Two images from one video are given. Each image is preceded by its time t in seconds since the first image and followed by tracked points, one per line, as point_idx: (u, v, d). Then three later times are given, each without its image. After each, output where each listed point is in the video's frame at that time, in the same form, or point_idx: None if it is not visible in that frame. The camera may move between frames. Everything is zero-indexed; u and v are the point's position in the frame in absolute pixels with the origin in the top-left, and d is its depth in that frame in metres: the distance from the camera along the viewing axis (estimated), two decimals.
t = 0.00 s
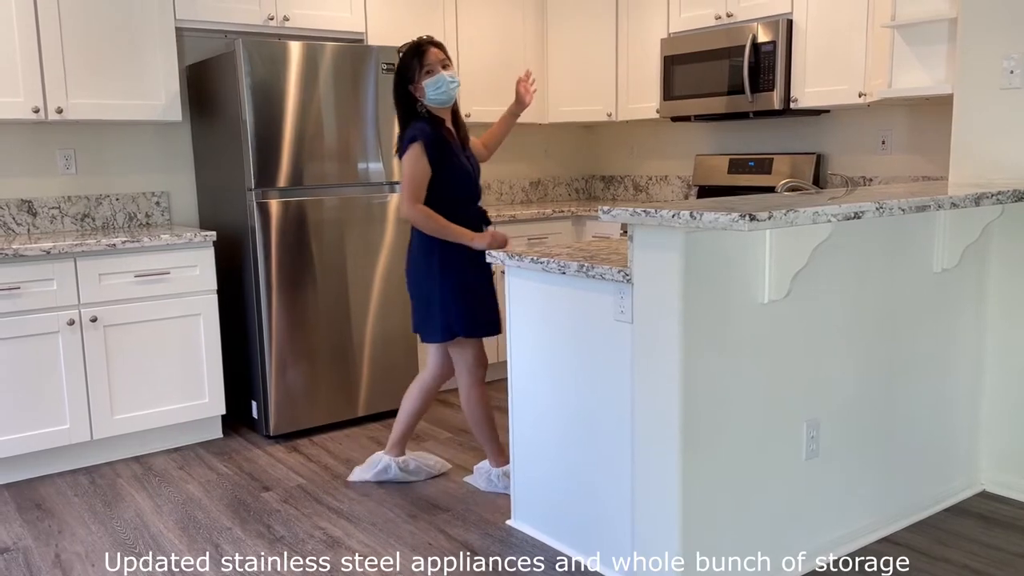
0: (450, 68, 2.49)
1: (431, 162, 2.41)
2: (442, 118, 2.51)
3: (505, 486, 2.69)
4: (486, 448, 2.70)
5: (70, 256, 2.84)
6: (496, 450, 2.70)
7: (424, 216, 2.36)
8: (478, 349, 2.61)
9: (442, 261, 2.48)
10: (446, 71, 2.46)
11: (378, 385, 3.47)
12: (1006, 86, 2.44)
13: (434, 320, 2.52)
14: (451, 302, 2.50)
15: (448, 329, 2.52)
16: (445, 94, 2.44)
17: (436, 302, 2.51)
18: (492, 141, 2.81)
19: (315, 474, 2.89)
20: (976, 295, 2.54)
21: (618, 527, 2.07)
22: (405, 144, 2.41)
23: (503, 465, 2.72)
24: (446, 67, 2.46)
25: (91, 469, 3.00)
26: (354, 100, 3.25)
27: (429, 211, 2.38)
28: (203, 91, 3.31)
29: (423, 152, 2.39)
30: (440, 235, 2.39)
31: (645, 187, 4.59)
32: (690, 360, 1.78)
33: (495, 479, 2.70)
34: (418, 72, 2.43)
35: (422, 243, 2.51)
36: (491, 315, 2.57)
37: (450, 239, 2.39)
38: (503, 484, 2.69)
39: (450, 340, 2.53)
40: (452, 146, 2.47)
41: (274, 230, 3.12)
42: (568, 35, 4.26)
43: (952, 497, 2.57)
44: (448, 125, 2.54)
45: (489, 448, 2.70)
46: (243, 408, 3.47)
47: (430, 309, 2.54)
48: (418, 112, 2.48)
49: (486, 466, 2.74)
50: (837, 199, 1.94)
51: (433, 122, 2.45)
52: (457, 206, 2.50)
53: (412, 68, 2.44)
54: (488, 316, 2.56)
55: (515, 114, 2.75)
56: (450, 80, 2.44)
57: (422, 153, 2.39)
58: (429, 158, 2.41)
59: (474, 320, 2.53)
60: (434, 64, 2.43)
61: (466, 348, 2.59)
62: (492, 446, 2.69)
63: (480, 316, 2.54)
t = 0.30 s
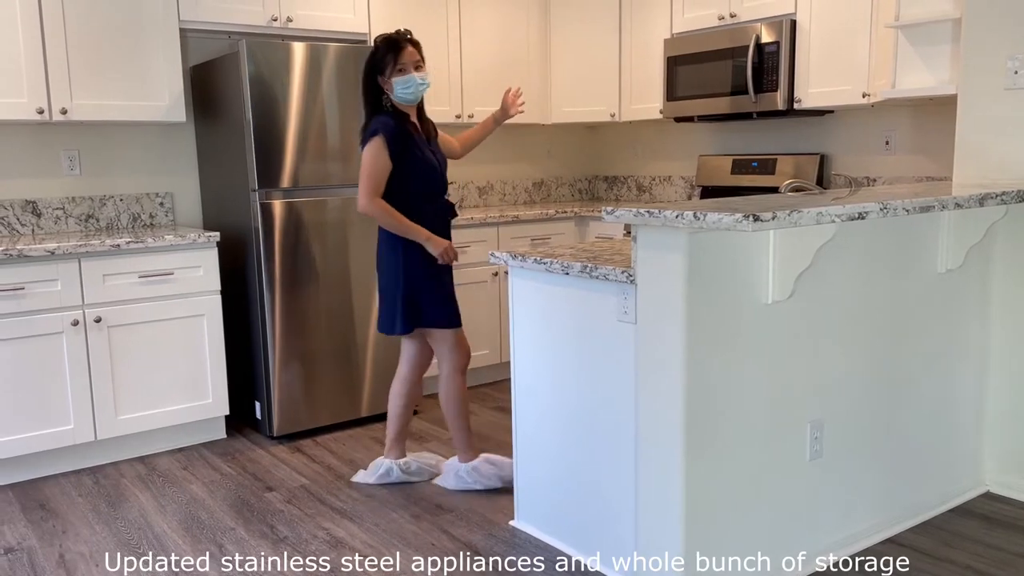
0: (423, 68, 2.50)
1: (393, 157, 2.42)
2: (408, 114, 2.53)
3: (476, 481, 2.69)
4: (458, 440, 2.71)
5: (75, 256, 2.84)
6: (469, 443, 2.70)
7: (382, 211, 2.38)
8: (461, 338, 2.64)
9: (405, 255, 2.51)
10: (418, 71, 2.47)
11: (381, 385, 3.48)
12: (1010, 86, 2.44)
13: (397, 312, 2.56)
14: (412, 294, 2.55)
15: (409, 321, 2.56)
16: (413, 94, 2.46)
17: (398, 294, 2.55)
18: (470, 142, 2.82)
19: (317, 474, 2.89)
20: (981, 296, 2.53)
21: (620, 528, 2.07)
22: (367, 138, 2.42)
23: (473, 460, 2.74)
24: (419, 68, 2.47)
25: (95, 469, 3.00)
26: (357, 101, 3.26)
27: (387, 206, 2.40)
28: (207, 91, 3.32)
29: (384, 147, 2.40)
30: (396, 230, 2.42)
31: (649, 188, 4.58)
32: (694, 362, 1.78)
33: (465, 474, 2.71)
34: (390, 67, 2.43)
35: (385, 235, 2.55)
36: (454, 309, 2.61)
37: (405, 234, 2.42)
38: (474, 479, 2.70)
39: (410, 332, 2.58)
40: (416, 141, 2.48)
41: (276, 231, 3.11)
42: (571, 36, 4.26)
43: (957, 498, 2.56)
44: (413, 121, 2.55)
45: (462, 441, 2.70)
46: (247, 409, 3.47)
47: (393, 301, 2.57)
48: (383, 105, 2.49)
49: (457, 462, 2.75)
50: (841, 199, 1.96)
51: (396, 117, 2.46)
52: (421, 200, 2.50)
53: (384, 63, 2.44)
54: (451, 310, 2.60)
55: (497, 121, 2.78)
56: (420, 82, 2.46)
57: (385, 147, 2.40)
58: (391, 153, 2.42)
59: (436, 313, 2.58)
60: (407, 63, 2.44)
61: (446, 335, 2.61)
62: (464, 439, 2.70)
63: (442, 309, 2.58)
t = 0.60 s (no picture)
0: (410, 71, 2.50)
1: (379, 156, 2.41)
2: (393, 114, 2.52)
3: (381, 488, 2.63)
4: (383, 441, 2.66)
5: (81, 257, 2.85)
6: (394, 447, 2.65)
7: (372, 207, 2.36)
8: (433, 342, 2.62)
9: (388, 248, 2.48)
10: (405, 73, 2.47)
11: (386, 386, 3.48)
12: (1016, 85, 2.43)
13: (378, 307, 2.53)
14: (393, 292, 2.51)
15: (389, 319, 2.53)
16: (398, 95, 2.45)
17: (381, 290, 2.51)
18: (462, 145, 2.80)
19: (322, 474, 2.90)
20: (986, 296, 2.53)
21: (625, 527, 2.07)
22: (350, 136, 2.40)
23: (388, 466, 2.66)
24: (406, 69, 2.47)
25: (101, 469, 3.01)
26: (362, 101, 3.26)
27: (376, 202, 2.37)
28: (212, 91, 3.32)
29: (369, 145, 2.38)
30: (387, 226, 2.39)
31: (653, 188, 4.58)
32: (700, 362, 1.78)
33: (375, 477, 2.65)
34: (376, 67, 2.43)
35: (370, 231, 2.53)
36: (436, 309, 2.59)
37: (395, 230, 2.40)
38: (381, 483, 2.63)
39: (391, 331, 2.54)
40: (401, 141, 2.47)
41: (281, 231, 3.12)
42: (575, 35, 4.25)
43: (962, 499, 2.56)
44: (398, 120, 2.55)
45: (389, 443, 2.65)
46: (252, 409, 3.48)
47: (375, 296, 2.54)
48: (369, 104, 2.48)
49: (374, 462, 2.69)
50: (846, 198, 1.97)
51: (381, 116, 2.45)
52: (406, 198, 2.49)
53: (371, 62, 2.44)
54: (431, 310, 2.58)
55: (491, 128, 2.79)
56: (406, 83, 2.45)
57: (372, 146, 2.38)
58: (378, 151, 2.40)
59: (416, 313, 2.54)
60: (395, 64, 2.45)
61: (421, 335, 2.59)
62: (392, 441, 2.65)
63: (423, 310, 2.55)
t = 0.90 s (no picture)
0: (400, 70, 2.48)
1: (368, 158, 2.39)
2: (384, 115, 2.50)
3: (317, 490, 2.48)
4: (327, 444, 2.54)
5: (88, 257, 2.86)
6: (336, 452, 2.53)
7: (361, 211, 2.34)
8: (404, 352, 2.57)
9: (377, 249, 2.47)
10: (396, 72, 2.45)
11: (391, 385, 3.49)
12: None
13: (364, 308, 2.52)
14: (378, 295, 2.49)
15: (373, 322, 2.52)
16: (389, 95, 2.43)
17: (368, 290, 2.50)
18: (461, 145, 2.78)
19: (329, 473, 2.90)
20: (994, 296, 2.52)
21: (630, 527, 2.07)
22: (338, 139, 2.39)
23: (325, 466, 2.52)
24: (397, 69, 2.45)
25: (108, 468, 3.02)
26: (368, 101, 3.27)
27: (365, 206, 2.36)
28: (219, 91, 3.33)
29: (356, 147, 2.37)
30: (378, 229, 2.38)
31: (659, 188, 4.58)
32: (706, 362, 1.78)
33: (311, 479, 2.49)
34: (366, 68, 2.41)
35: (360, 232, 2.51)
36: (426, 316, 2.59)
37: (386, 232, 2.39)
38: (317, 486, 2.48)
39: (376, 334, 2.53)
40: (392, 142, 2.46)
41: (287, 231, 3.12)
42: (581, 35, 4.25)
43: (970, 500, 2.55)
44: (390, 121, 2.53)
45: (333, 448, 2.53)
46: (258, 409, 3.48)
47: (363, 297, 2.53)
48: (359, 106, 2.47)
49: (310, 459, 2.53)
50: (852, 199, 1.95)
51: (370, 118, 2.44)
52: (398, 200, 2.47)
53: (360, 63, 2.42)
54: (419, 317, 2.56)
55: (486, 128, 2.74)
56: (398, 83, 2.43)
57: (360, 148, 2.37)
58: (367, 154, 2.39)
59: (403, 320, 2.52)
60: (384, 64, 2.42)
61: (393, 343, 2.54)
62: (336, 445, 2.53)
63: (412, 316, 2.54)
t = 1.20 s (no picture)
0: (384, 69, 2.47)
1: (351, 161, 2.36)
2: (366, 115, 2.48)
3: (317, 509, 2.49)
4: (314, 459, 2.53)
5: (96, 257, 2.87)
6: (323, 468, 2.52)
7: (345, 215, 2.32)
8: (376, 363, 2.52)
9: (361, 252, 2.43)
10: (382, 71, 2.43)
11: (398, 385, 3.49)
12: None
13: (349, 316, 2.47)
14: (362, 301, 2.45)
15: (359, 329, 2.46)
16: (378, 93, 2.43)
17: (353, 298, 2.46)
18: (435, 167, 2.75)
19: (338, 473, 2.91)
20: (1004, 297, 2.51)
21: (637, 527, 2.07)
22: (320, 141, 2.35)
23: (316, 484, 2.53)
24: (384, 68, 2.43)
25: (116, 468, 3.03)
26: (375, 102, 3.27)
27: (348, 209, 2.33)
28: (227, 92, 3.33)
29: (339, 149, 2.33)
30: (362, 234, 2.35)
31: (666, 188, 4.57)
32: (714, 364, 1.77)
33: (308, 501, 2.50)
34: (353, 66, 2.38)
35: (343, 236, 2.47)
36: (417, 321, 2.55)
37: (371, 237, 2.36)
38: (316, 506, 2.49)
39: (360, 342, 2.48)
40: (375, 144, 2.43)
41: (295, 231, 3.13)
42: (588, 35, 4.25)
43: (979, 502, 2.54)
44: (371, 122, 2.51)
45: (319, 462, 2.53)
46: (266, 409, 3.49)
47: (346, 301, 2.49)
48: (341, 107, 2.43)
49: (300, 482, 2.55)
50: (861, 199, 1.95)
51: (353, 119, 2.41)
52: (381, 203, 2.45)
53: (345, 61, 2.38)
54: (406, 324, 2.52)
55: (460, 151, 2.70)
56: (385, 81, 2.43)
57: (343, 151, 2.34)
58: (349, 157, 2.36)
59: (389, 325, 2.48)
60: (372, 62, 2.41)
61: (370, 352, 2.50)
62: (322, 459, 2.52)
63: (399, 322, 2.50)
